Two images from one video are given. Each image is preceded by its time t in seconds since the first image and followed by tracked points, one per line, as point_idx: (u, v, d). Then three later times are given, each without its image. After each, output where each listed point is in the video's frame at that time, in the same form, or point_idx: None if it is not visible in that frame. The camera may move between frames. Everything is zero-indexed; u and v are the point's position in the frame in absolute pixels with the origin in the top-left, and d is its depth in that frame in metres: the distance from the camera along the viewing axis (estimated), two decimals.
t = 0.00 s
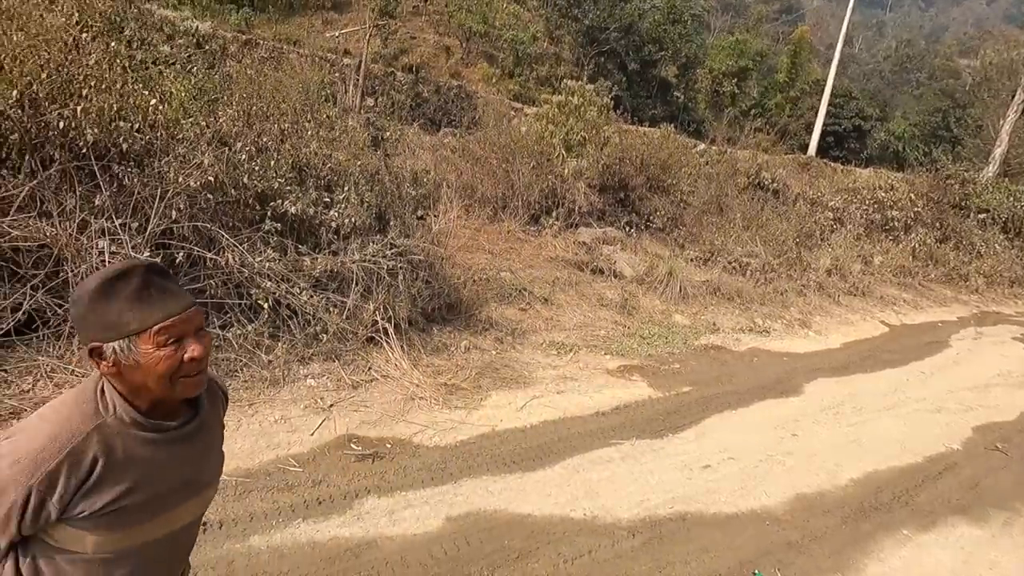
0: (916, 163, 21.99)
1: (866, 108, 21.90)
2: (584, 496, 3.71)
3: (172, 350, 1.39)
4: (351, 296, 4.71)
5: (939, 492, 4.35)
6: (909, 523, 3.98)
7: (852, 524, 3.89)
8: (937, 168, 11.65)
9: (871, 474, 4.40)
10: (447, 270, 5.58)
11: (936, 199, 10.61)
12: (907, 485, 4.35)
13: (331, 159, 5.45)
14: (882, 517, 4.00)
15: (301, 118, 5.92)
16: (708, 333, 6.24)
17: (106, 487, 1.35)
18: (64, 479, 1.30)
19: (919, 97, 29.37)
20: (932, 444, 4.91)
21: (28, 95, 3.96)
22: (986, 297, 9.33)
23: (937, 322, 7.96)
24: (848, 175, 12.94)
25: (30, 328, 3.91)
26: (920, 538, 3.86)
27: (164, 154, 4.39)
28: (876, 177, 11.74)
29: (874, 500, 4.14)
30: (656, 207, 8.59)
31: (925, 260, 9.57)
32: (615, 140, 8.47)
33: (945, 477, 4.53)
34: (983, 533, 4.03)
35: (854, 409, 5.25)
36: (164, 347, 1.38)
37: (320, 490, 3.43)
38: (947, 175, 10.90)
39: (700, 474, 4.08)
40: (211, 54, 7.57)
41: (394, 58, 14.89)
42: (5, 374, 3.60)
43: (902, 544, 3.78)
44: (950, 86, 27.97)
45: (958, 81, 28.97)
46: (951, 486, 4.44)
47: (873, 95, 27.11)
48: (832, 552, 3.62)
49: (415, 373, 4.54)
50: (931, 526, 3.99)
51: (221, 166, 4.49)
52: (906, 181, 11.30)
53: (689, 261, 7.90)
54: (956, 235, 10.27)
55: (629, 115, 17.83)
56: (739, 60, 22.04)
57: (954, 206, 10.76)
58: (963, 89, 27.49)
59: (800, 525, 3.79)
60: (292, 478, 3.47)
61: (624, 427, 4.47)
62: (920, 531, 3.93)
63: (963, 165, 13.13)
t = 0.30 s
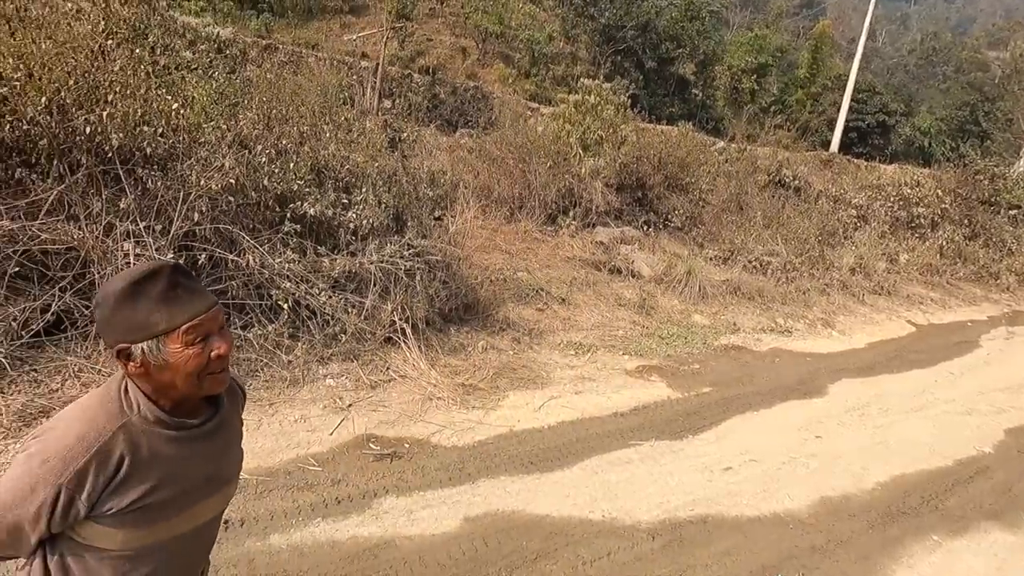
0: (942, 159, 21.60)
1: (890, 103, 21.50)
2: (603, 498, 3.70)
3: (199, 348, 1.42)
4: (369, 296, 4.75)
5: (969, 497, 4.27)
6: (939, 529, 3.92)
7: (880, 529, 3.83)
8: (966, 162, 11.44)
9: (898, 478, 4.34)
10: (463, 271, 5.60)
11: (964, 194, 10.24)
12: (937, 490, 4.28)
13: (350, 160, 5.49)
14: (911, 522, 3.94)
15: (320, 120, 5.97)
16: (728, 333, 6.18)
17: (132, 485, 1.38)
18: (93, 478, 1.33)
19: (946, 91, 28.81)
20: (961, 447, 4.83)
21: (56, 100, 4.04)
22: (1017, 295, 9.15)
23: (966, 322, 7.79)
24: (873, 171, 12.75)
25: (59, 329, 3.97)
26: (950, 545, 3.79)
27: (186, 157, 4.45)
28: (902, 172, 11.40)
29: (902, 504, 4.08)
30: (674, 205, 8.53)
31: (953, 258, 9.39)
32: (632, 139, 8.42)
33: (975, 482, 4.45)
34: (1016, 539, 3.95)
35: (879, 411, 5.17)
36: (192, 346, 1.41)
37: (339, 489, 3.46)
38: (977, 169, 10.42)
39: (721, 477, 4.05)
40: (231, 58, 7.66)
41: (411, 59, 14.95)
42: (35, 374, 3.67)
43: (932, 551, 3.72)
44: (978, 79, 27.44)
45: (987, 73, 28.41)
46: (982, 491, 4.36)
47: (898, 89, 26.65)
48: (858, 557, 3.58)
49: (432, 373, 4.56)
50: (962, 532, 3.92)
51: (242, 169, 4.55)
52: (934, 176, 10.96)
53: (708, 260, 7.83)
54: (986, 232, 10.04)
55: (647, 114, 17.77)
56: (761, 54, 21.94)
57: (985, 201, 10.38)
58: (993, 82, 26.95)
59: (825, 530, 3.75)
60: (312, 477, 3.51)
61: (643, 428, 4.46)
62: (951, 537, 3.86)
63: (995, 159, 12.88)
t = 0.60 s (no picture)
0: (973, 153, 21.11)
1: (918, 97, 21.06)
2: (625, 499, 3.69)
3: (228, 351, 1.44)
4: (389, 297, 4.78)
5: (1004, 501, 4.19)
6: (973, 534, 3.84)
7: (911, 533, 3.77)
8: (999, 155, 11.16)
9: (930, 482, 4.27)
10: (483, 272, 5.61)
11: (997, 187, 10.03)
12: (971, 495, 4.20)
13: (370, 163, 5.53)
14: (943, 527, 3.87)
15: (341, 124, 6.03)
16: (751, 333, 6.12)
17: (166, 485, 1.41)
18: (130, 479, 1.37)
19: (977, 83, 28.19)
20: (994, 450, 4.73)
21: (87, 109, 4.10)
22: None
23: (1000, 320, 7.59)
24: (901, 165, 12.51)
25: (91, 330, 4.06)
26: (984, 550, 3.72)
27: (212, 162, 4.52)
28: (931, 167, 11.17)
29: (935, 508, 4.02)
30: (695, 203, 8.47)
31: (987, 254, 9.17)
32: (652, 136, 8.37)
33: (1009, 486, 4.36)
34: None
35: (907, 412, 5.09)
36: (221, 349, 1.43)
37: (362, 488, 3.49)
38: (1011, 163, 10.12)
39: (746, 479, 4.02)
40: (253, 64, 7.77)
41: (430, 61, 15.03)
42: (69, 375, 3.76)
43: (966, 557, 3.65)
44: (1011, 71, 26.76)
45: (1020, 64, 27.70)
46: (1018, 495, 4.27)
47: (927, 82, 26.12)
48: (887, 561, 3.53)
49: (452, 373, 4.57)
50: (998, 538, 3.85)
51: (266, 173, 4.61)
52: (966, 170, 10.74)
53: (731, 258, 7.75)
54: (1021, 227, 9.78)
55: (667, 111, 17.65)
56: (781, 51, 21.86)
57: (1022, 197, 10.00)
58: None
59: (853, 534, 3.70)
60: (335, 476, 3.54)
61: (664, 429, 4.43)
62: (986, 543, 3.79)
63: None
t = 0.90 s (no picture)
0: (1003, 147, 20.66)
1: (946, 90, 20.66)
2: (645, 500, 3.68)
3: (247, 359, 1.46)
4: (409, 298, 4.81)
5: None
6: (1002, 538, 3.77)
7: (937, 536, 3.72)
8: None
9: (957, 485, 4.20)
10: (501, 273, 5.62)
11: None
12: (1000, 498, 4.12)
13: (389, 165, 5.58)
14: (971, 531, 3.81)
15: (360, 127, 6.08)
16: (772, 333, 6.06)
17: (209, 484, 1.48)
18: (175, 481, 1.43)
19: (1007, 74, 27.61)
20: None
21: (117, 118, 4.21)
22: None
23: None
24: (928, 159, 12.28)
25: (122, 332, 4.13)
26: (1013, 555, 3.65)
27: (236, 168, 4.60)
28: (961, 161, 10.94)
29: (963, 511, 3.96)
30: (715, 202, 8.40)
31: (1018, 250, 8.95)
32: (671, 135, 8.32)
33: None
34: None
35: (932, 413, 5.01)
36: (240, 360, 1.45)
37: (383, 486, 3.52)
38: None
39: (768, 480, 3.99)
40: (274, 70, 7.88)
41: (448, 63, 15.10)
42: (101, 375, 3.83)
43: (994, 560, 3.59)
44: None
45: None
46: None
47: (955, 74, 25.64)
48: (912, 565, 3.48)
49: (471, 374, 4.59)
50: None
51: (288, 177, 4.67)
52: (997, 164, 10.50)
53: (751, 257, 7.67)
54: None
55: (686, 109, 17.55)
56: (803, 46, 21.62)
57: None
58: None
59: (877, 536, 3.66)
60: (356, 475, 3.57)
61: (684, 430, 4.41)
62: (1015, 547, 3.72)
63: None
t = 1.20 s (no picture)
0: None
1: (965, 87, 20.40)
2: (657, 502, 3.67)
3: (263, 363, 1.49)
4: (420, 300, 4.83)
5: None
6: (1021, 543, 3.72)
7: (954, 541, 3.68)
8: None
9: (974, 489, 4.15)
10: (512, 274, 5.63)
11: None
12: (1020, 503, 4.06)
13: (401, 167, 5.60)
14: (989, 535, 3.77)
15: (372, 130, 6.11)
16: (786, 334, 6.02)
17: (224, 481, 1.51)
18: (191, 477, 1.46)
19: None
20: None
21: (134, 123, 4.26)
22: None
23: None
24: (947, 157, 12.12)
25: (140, 333, 4.18)
26: None
27: (250, 170, 4.64)
28: (981, 159, 10.79)
29: (981, 516, 3.91)
30: (727, 202, 8.35)
31: None
32: (682, 135, 8.28)
33: None
34: None
35: (949, 416, 4.95)
36: (255, 362, 1.48)
37: (394, 486, 3.53)
38: None
39: (781, 482, 3.97)
40: (287, 74, 7.95)
41: (460, 65, 15.13)
42: (119, 375, 3.88)
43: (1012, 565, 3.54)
44: None
45: None
46: None
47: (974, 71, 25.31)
48: (928, 569, 3.45)
49: (481, 374, 4.60)
50: None
51: (301, 180, 4.70)
52: (1017, 162, 10.35)
53: (765, 258, 7.62)
54: None
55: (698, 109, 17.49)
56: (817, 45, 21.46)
57: None
58: None
59: (892, 540, 3.63)
60: (368, 474, 3.59)
61: (696, 431, 4.39)
62: None
63: None
